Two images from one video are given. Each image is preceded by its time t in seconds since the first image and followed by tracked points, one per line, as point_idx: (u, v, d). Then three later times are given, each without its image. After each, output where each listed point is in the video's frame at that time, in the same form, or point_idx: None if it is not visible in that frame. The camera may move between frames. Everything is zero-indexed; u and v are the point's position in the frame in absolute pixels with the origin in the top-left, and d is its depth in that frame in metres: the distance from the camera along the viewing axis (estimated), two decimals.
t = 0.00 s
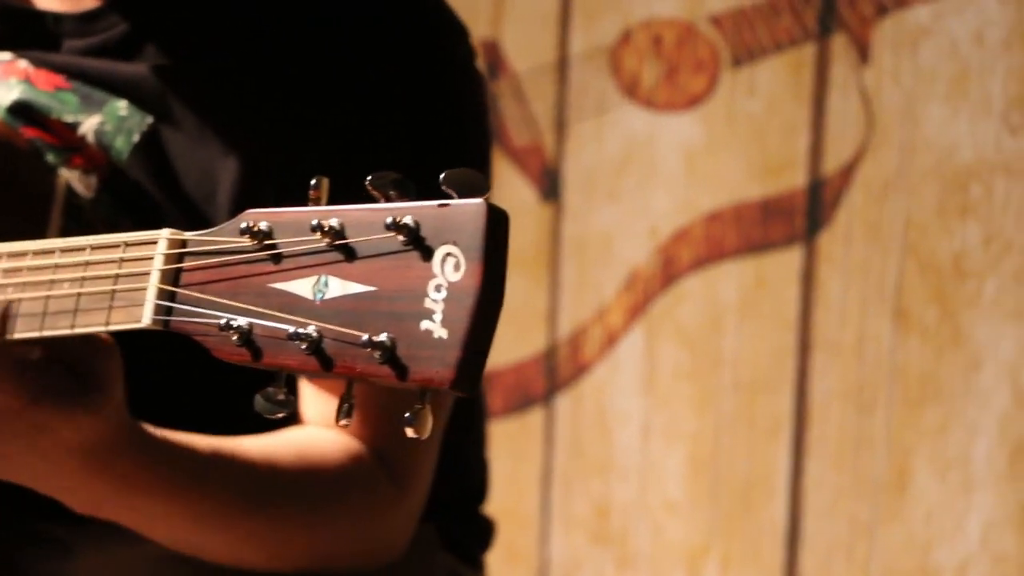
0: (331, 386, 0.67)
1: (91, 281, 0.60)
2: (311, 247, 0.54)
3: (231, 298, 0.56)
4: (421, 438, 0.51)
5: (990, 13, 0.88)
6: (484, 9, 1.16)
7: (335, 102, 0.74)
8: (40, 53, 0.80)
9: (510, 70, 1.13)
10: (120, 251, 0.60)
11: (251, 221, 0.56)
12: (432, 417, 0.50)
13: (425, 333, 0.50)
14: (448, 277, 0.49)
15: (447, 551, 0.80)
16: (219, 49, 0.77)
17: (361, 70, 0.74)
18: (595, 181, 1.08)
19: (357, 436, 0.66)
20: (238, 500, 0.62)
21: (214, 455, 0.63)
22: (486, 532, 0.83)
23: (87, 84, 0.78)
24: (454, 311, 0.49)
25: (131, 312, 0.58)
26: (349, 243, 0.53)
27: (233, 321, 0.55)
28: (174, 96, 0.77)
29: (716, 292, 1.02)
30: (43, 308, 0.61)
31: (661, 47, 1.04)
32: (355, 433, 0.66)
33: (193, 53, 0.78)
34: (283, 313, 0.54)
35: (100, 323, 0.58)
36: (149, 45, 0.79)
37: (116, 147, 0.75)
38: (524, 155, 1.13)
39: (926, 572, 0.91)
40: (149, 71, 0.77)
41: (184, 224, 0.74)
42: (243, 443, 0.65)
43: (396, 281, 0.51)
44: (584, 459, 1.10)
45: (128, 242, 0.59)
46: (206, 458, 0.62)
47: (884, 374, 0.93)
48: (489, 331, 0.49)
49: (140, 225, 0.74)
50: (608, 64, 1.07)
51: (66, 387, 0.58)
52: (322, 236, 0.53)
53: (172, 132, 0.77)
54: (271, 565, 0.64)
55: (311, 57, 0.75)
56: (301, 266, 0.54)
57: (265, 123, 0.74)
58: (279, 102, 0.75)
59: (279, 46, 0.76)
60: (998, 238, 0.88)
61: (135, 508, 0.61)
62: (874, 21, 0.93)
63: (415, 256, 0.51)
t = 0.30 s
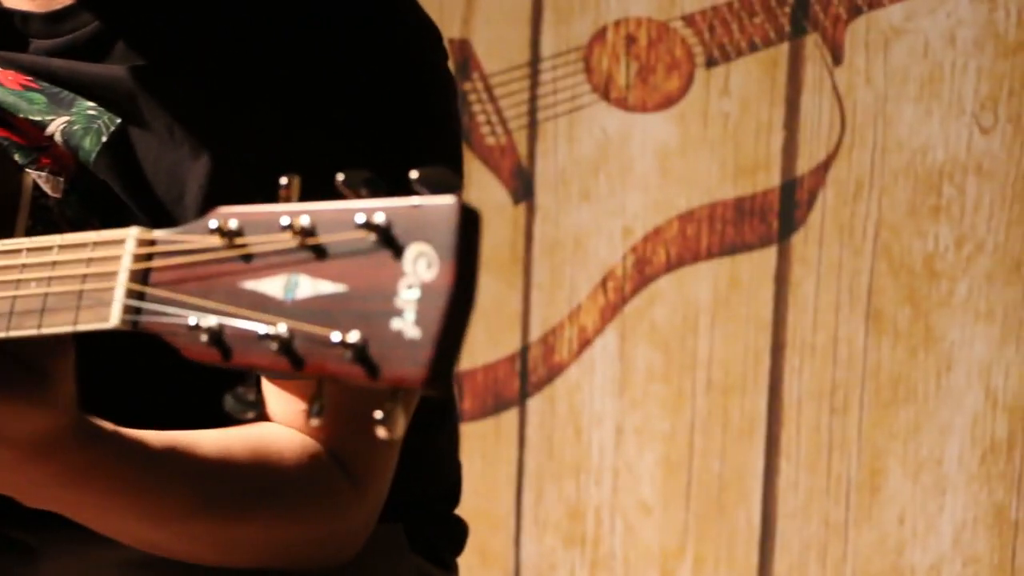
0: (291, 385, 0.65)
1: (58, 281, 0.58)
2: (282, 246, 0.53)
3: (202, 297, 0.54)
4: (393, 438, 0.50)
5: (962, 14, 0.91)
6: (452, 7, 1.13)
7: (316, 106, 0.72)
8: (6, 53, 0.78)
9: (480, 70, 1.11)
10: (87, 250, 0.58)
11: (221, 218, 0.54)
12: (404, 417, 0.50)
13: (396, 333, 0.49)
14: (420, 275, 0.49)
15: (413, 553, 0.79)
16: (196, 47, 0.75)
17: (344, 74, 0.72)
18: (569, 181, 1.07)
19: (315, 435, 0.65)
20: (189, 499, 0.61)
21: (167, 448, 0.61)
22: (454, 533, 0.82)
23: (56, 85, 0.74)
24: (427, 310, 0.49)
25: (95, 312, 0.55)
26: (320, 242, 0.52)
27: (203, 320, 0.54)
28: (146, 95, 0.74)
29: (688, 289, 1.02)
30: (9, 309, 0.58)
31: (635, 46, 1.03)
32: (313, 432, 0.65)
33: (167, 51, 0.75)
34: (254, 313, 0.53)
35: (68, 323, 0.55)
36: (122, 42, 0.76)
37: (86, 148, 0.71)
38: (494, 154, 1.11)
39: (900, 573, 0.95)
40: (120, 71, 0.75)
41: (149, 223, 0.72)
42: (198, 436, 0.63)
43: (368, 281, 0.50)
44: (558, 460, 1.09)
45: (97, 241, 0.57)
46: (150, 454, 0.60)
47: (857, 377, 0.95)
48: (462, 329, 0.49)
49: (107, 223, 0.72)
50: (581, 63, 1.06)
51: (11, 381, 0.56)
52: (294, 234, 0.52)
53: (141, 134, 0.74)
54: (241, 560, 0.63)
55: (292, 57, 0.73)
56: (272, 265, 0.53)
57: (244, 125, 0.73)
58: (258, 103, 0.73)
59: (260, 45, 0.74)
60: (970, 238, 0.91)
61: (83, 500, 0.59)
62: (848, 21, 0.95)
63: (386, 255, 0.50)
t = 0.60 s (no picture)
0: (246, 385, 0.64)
1: (31, 281, 0.57)
2: (257, 245, 0.52)
3: (177, 296, 0.54)
4: (370, 436, 0.50)
5: (928, 14, 0.92)
6: (419, 7, 1.12)
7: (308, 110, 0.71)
8: None
9: (447, 69, 1.11)
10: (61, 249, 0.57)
11: (198, 217, 0.54)
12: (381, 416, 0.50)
13: (375, 332, 0.49)
14: (399, 274, 0.48)
15: (379, 553, 0.79)
16: (186, 47, 0.73)
17: (336, 80, 0.71)
18: (536, 181, 1.07)
19: (271, 437, 0.64)
20: (141, 494, 0.60)
21: (121, 442, 0.61)
22: (425, 533, 0.82)
23: (21, 87, 0.74)
24: (406, 309, 0.48)
25: (71, 311, 0.55)
26: (298, 240, 0.51)
27: (179, 319, 0.53)
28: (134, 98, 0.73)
29: (657, 289, 1.02)
30: None
31: (603, 46, 1.03)
32: (268, 433, 0.64)
33: (151, 52, 0.73)
34: (230, 312, 0.52)
35: (41, 323, 0.55)
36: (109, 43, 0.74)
37: (51, 149, 0.72)
38: (461, 154, 1.11)
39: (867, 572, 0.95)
40: (84, 74, 0.74)
41: (109, 221, 0.72)
42: (152, 430, 0.63)
43: (346, 279, 0.50)
44: (526, 460, 1.09)
45: (70, 240, 0.56)
46: (104, 447, 0.60)
47: (825, 376, 0.96)
48: (432, 329, 0.48)
49: (72, 225, 0.71)
50: (548, 63, 1.06)
51: None
52: (271, 233, 0.51)
53: (107, 136, 0.73)
54: (190, 556, 0.63)
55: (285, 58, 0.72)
56: (248, 263, 0.52)
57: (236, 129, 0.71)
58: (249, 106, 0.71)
59: (252, 43, 0.72)
60: (936, 238, 0.92)
61: (33, 493, 0.59)
62: (815, 21, 0.95)
63: (364, 253, 0.50)
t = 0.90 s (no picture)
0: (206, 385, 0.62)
1: None
2: (217, 241, 0.52)
3: (138, 293, 0.54)
4: (331, 432, 0.50)
5: (892, 15, 0.92)
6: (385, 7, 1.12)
7: (310, 110, 0.69)
8: None
9: (414, 70, 1.11)
10: (20, 246, 0.57)
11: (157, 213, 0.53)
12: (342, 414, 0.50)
13: (335, 327, 0.49)
14: (360, 269, 0.48)
15: (344, 552, 0.79)
16: (183, 48, 0.71)
17: (335, 80, 0.71)
18: (502, 182, 1.07)
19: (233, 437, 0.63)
20: (105, 495, 0.59)
21: (85, 442, 0.59)
22: (387, 532, 0.82)
23: None
24: (366, 304, 0.48)
25: (31, 309, 0.55)
26: (258, 236, 0.51)
27: (138, 316, 0.53)
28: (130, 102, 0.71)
29: (622, 289, 1.02)
30: None
31: (568, 47, 1.03)
32: (230, 433, 0.62)
33: (148, 51, 0.72)
34: (191, 308, 0.52)
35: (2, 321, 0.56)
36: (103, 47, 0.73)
37: (13, 150, 0.72)
38: (427, 155, 1.11)
39: (834, 571, 0.95)
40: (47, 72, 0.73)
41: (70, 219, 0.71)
42: (116, 430, 0.61)
43: (306, 275, 0.50)
44: (491, 461, 1.09)
45: (30, 237, 0.56)
46: (67, 447, 0.58)
47: (790, 375, 0.96)
48: (393, 325, 0.48)
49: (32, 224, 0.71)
50: (514, 63, 1.06)
51: None
52: (230, 229, 0.51)
53: (69, 135, 0.73)
54: (153, 556, 0.62)
55: (286, 58, 0.70)
56: (208, 260, 0.52)
57: (237, 129, 0.69)
58: (249, 105, 0.69)
59: (252, 43, 0.70)
60: (901, 238, 0.92)
61: None
62: (781, 22, 0.95)
63: (325, 250, 0.49)
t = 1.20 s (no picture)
0: (173, 386, 0.61)
1: None
2: (182, 236, 0.52)
3: (102, 288, 0.54)
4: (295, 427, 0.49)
5: (858, 17, 0.93)
6: (351, 6, 1.11)
7: (311, 112, 0.70)
8: None
9: (380, 69, 1.10)
10: None
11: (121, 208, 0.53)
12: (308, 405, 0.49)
13: (299, 322, 0.48)
14: (324, 263, 0.48)
15: (312, 551, 0.78)
16: (181, 47, 0.70)
17: (332, 83, 0.71)
18: (469, 182, 1.07)
19: (199, 439, 0.62)
20: (68, 505, 0.58)
21: (43, 453, 0.58)
22: (356, 531, 0.81)
23: None
24: (330, 298, 0.47)
25: None
26: (222, 230, 0.50)
27: (102, 311, 0.53)
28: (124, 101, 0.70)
29: (590, 290, 1.02)
30: None
31: (535, 47, 1.03)
32: (196, 435, 0.61)
33: (142, 52, 0.70)
34: (155, 303, 0.52)
35: None
36: (97, 46, 0.71)
37: None
38: (395, 155, 1.10)
39: (801, 570, 0.96)
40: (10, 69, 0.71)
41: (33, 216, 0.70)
42: (77, 438, 0.60)
43: (271, 269, 0.49)
44: (459, 461, 1.08)
45: None
46: (23, 458, 0.57)
47: (757, 375, 0.97)
48: (359, 322, 0.48)
49: None
50: (481, 63, 1.06)
51: None
52: (194, 223, 0.51)
53: (32, 133, 0.72)
54: (120, 565, 0.61)
55: (288, 60, 0.70)
56: (172, 254, 0.52)
57: (238, 129, 0.68)
58: (250, 106, 0.69)
59: (252, 43, 0.70)
60: (867, 238, 0.93)
61: None
62: (747, 22, 0.96)
63: (290, 243, 0.49)
